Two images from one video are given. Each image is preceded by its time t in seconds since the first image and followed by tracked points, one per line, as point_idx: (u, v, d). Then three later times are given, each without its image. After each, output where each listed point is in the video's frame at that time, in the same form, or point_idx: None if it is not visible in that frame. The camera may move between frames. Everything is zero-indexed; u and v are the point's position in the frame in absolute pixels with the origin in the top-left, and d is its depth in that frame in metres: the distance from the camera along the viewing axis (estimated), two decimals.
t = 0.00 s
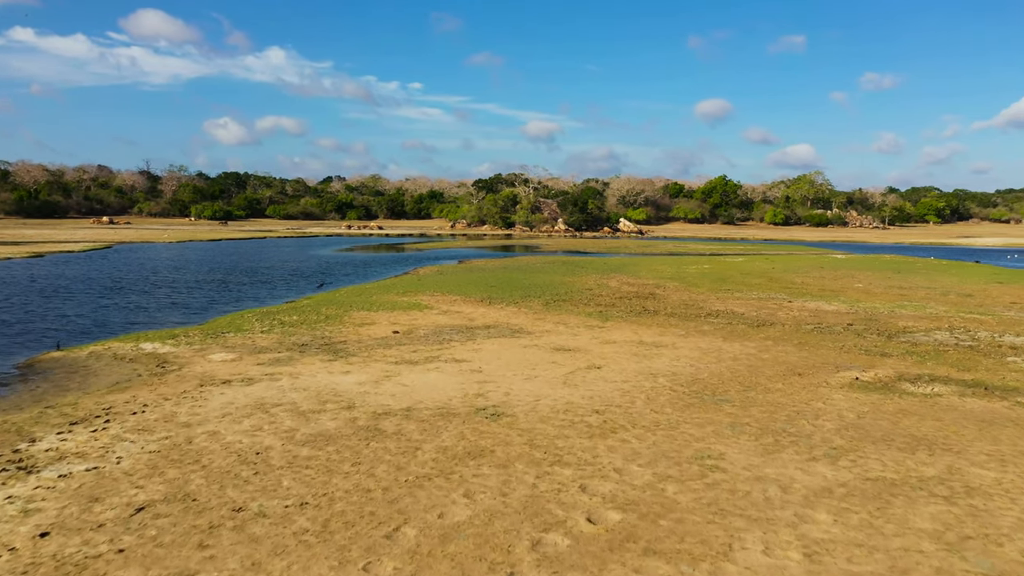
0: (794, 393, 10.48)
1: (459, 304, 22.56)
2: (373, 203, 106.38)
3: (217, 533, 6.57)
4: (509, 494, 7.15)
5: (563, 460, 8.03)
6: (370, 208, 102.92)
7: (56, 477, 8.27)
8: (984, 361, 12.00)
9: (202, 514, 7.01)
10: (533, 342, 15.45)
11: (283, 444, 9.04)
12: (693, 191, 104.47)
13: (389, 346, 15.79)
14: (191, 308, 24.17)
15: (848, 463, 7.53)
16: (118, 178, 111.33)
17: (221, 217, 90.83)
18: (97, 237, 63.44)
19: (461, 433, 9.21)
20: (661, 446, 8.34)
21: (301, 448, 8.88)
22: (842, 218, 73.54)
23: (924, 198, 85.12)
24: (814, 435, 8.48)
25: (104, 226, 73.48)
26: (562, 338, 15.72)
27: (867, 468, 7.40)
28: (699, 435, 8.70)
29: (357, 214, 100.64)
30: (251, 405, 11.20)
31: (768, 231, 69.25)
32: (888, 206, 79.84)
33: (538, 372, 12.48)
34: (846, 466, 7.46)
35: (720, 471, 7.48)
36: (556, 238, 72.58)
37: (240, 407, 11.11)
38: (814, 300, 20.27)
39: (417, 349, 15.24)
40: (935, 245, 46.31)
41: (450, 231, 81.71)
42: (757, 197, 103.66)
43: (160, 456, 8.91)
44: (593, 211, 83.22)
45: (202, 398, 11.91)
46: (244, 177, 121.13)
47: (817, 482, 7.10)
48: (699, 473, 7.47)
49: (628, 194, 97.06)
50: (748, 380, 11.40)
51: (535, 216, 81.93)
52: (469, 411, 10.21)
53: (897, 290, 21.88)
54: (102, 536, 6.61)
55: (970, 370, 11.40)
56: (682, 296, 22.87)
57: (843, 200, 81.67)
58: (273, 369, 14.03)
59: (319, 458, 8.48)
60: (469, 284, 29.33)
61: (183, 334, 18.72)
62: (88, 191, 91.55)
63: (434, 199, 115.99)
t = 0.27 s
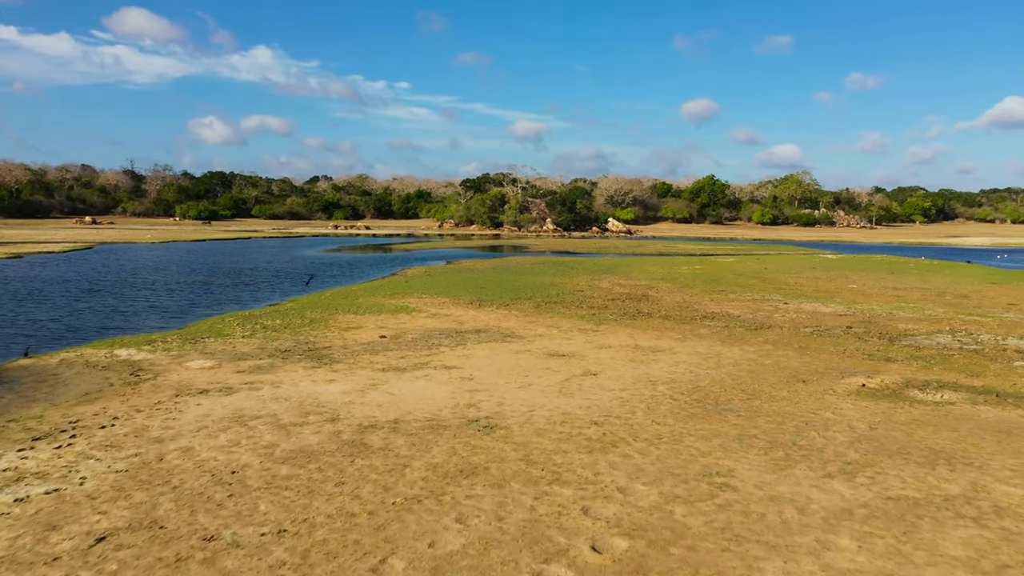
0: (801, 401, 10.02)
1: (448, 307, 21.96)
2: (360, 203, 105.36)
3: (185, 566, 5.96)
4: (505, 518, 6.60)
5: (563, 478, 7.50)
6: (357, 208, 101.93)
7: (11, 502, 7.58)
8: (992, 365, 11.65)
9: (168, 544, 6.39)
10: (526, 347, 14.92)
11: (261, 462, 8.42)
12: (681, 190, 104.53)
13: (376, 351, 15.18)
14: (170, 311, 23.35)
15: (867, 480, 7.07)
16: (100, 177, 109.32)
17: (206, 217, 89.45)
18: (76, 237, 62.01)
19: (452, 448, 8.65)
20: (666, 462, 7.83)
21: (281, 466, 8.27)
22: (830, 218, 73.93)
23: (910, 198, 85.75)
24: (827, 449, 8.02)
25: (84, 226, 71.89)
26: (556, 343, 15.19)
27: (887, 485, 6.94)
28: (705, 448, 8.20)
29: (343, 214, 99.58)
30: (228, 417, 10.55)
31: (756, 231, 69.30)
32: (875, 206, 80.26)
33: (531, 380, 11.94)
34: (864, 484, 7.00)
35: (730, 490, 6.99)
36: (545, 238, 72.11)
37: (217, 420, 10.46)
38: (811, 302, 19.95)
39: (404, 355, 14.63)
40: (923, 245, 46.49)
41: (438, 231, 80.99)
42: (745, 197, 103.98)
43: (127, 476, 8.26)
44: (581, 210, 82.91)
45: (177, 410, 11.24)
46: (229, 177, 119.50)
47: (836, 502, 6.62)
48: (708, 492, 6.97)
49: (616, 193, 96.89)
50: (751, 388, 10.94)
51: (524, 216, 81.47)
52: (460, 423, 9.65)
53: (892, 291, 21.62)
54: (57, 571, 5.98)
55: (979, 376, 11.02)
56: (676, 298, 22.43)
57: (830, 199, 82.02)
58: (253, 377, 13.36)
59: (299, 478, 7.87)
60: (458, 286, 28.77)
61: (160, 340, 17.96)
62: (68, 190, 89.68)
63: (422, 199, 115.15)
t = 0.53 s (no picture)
0: (809, 411, 9.58)
1: (437, 310, 21.36)
2: (346, 203, 104.33)
3: None
4: (502, 546, 6.06)
5: (563, 499, 6.96)
6: (343, 207, 100.89)
7: None
8: (1000, 371, 11.30)
9: None
10: (518, 352, 14.39)
11: (236, 483, 7.80)
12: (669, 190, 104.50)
13: (362, 358, 14.56)
14: (148, 315, 22.52)
15: (888, 499, 6.61)
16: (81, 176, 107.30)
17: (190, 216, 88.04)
18: (55, 237, 60.55)
19: (443, 465, 8.08)
20: (672, 480, 7.32)
21: (257, 487, 7.66)
22: (817, 217, 74.35)
23: (895, 199, 86.45)
24: (842, 463, 7.57)
25: (63, 226, 70.26)
26: (549, 348, 14.67)
27: (910, 505, 6.48)
28: (712, 464, 7.71)
29: (330, 213, 98.54)
30: (203, 431, 9.89)
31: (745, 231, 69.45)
32: (861, 206, 80.70)
33: (525, 388, 11.40)
34: (886, 504, 6.53)
35: (743, 512, 6.49)
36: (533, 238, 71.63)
37: (191, 434, 9.80)
38: (807, 304, 19.65)
39: (392, 361, 14.04)
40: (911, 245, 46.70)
41: (425, 231, 80.23)
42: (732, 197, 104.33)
43: (89, 499, 7.60)
44: (570, 210, 82.57)
45: (148, 423, 10.56)
46: (213, 176, 117.85)
47: (858, 525, 6.15)
48: (720, 514, 6.48)
49: (604, 193, 96.72)
50: (754, 396, 10.48)
51: (512, 216, 80.97)
52: (451, 437, 9.09)
53: (888, 292, 21.39)
54: None
55: (989, 382, 10.65)
56: (669, 299, 22.00)
57: (817, 199, 82.42)
58: (232, 386, 12.69)
59: (277, 500, 7.27)
60: (447, 287, 28.19)
61: (135, 346, 17.19)
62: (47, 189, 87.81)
63: (410, 199, 114.36)
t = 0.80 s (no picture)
0: (815, 419, 9.19)
1: (427, 312, 20.86)
2: (335, 202, 103.44)
3: None
4: None
5: (563, 521, 6.50)
6: (332, 207, 99.99)
7: None
8: (1008, 376, 11.00)
9: None
10: (511, 357, 13.92)
11: (211, 504, 7.26)
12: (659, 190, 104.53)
13: (349, 363, 14.03)
14: (128, 319, 21.79)
15: (908, 519, 6.21)
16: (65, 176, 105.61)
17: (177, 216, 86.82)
18: (36, 237, 59.29)
19: (434, 482, 7.60)
20: (678, 498, 6.88)
21: (234, 508, 7.14)
22: (807, 216, 74.90)
23: (883, 199, 87.00)
24: (856, 478, 7.17)
25: (44, 226, 68.79)
26: (543, 352, 14.22)
27: (933, 526, 6.08)
28: (720, 480, 7.28)
29: (319, 213, 97.63)
30: (179, 445, 9.31)
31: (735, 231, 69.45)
32: (850, 205, 81.07)
33: (520, 396, 10.93)
34: (907, 524, 6.13)
35: (756, 534, 6.06)
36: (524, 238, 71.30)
37: (165, 448, 9.23)
38: (804, 305, 19.37)
39: (380, 366, 13.53)
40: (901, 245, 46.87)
41: (415, 231, 79.59)
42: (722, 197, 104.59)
43: (51, 522, 7.03)
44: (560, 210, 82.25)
45: (122, 436, 9.97)
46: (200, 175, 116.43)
47: (880, 548, 5.74)
48: (732, 537, 6.04)
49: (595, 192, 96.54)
50: (758, 403, 10.07)
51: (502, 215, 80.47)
52: (443, 450, 8.60)
53: (884, 292, 21.21)
54: None
55: (997, 388, 10.33)
56: (663, 301, 21.64)
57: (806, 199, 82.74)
58: (212, 395, 12.11)
59: (256, 524, 6.74)
60: (437, 289, 27.69)
61: (113, 351, 16.52)
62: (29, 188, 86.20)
63: (399, 198, 113.66)
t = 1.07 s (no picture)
0: (824, 431, 8.73)
1: (414, 315, 20.26)
2: (321, 202, 102.40)
3: None
4: None
5: (563, 550, 5.97)
6: (318, 207, 98.97)
7: None
8: (1017, 382, 10.65)
9: None
10: (502, 364, 13.38)
11: (178, 533, 6.64)
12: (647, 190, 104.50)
13: (332, 371, 13.41)
14: (104, 324, 20.97)
15: (936, 544, 5.75)
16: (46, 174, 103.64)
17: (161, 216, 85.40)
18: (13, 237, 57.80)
19: (422, 505, 7.03)
20: (686, 522, 6.37)
21: (203, 537, 6.54)
22: (794, 216, 75.09)
23: (869, 199, 87.62)
24: (875, 497, 6.70)
25: (22, 226, 67.22)
26: (536, 358, 13.70)
27: (963, 553, 5.62)
28: (730, 502, 6.78)
29: (305, 213, 96.54)
30: (147, 464, 8.66)
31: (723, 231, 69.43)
32: (837, 205, 81.44)
33: (513, 406, 10.38)
34: (934, 550, 5.67)
35: (774, 564, 5.57)
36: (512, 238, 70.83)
37: (132, 467, 8.57)
38: (799, 307, 19.07)
39: (365, 374, 12.92)
40: (890, 245, 47.03)
41: (403, 231, 78.83)
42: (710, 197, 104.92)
43: None
44: (549, 210, 81.86)
45: (86, 452, 9.28)
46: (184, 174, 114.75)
47: None
48: (748, 568, 5.54)
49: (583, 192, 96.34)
50: (763, 414, 9.60)
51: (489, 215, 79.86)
52: (431, 468, 8.03)
53: (879, 294, 20.97)
54: None
55: (1008, 396, 9.95)
56: (656, 303, 21.21)
57: (794, 199, 83.21)
58: (186, 406, 11.44)
59: (226, 557, 6.13)
60: (425, 291, 27.11)
61: (84, 359, 15.74)
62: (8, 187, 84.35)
63: (387, 198, 112.82)
